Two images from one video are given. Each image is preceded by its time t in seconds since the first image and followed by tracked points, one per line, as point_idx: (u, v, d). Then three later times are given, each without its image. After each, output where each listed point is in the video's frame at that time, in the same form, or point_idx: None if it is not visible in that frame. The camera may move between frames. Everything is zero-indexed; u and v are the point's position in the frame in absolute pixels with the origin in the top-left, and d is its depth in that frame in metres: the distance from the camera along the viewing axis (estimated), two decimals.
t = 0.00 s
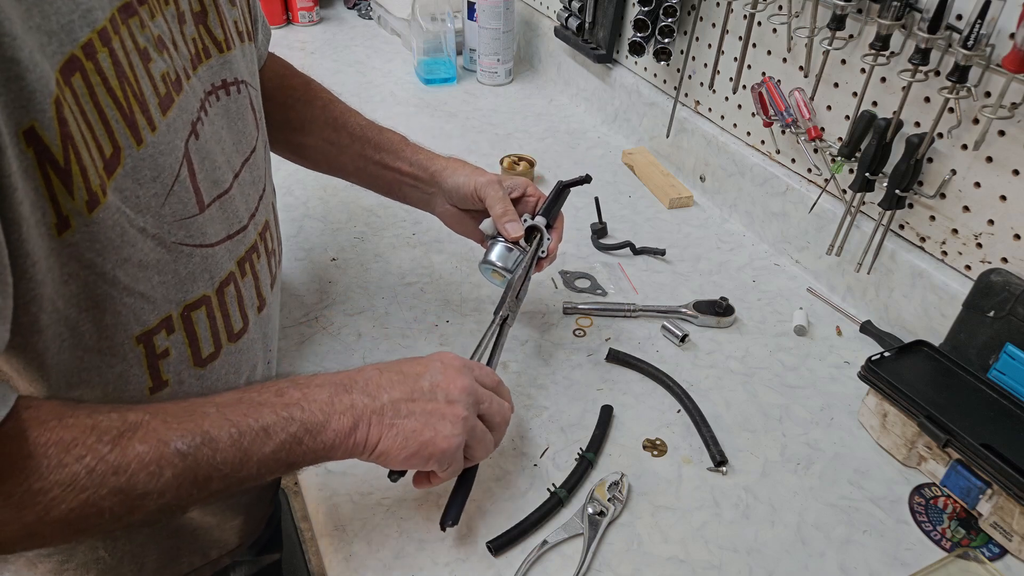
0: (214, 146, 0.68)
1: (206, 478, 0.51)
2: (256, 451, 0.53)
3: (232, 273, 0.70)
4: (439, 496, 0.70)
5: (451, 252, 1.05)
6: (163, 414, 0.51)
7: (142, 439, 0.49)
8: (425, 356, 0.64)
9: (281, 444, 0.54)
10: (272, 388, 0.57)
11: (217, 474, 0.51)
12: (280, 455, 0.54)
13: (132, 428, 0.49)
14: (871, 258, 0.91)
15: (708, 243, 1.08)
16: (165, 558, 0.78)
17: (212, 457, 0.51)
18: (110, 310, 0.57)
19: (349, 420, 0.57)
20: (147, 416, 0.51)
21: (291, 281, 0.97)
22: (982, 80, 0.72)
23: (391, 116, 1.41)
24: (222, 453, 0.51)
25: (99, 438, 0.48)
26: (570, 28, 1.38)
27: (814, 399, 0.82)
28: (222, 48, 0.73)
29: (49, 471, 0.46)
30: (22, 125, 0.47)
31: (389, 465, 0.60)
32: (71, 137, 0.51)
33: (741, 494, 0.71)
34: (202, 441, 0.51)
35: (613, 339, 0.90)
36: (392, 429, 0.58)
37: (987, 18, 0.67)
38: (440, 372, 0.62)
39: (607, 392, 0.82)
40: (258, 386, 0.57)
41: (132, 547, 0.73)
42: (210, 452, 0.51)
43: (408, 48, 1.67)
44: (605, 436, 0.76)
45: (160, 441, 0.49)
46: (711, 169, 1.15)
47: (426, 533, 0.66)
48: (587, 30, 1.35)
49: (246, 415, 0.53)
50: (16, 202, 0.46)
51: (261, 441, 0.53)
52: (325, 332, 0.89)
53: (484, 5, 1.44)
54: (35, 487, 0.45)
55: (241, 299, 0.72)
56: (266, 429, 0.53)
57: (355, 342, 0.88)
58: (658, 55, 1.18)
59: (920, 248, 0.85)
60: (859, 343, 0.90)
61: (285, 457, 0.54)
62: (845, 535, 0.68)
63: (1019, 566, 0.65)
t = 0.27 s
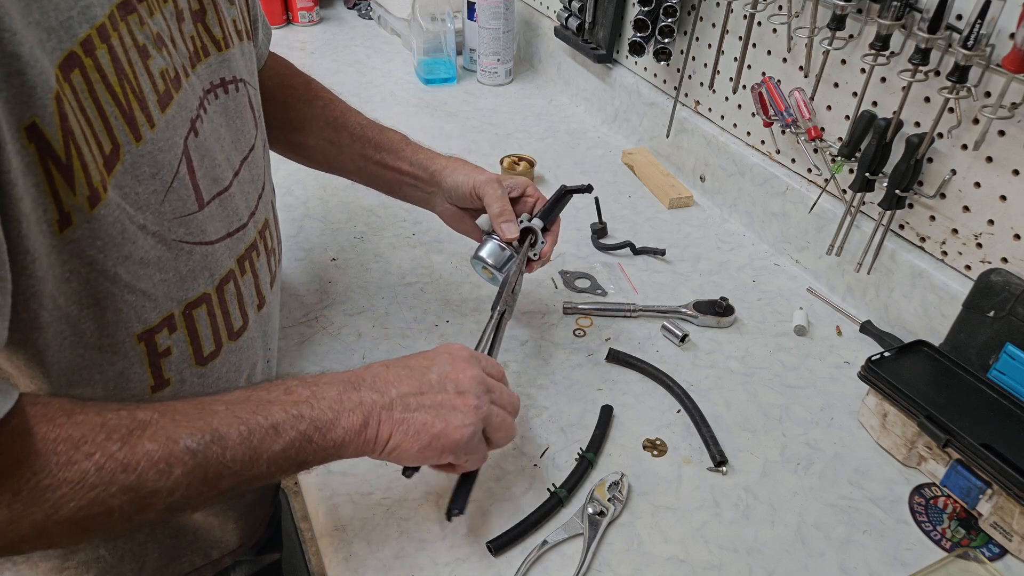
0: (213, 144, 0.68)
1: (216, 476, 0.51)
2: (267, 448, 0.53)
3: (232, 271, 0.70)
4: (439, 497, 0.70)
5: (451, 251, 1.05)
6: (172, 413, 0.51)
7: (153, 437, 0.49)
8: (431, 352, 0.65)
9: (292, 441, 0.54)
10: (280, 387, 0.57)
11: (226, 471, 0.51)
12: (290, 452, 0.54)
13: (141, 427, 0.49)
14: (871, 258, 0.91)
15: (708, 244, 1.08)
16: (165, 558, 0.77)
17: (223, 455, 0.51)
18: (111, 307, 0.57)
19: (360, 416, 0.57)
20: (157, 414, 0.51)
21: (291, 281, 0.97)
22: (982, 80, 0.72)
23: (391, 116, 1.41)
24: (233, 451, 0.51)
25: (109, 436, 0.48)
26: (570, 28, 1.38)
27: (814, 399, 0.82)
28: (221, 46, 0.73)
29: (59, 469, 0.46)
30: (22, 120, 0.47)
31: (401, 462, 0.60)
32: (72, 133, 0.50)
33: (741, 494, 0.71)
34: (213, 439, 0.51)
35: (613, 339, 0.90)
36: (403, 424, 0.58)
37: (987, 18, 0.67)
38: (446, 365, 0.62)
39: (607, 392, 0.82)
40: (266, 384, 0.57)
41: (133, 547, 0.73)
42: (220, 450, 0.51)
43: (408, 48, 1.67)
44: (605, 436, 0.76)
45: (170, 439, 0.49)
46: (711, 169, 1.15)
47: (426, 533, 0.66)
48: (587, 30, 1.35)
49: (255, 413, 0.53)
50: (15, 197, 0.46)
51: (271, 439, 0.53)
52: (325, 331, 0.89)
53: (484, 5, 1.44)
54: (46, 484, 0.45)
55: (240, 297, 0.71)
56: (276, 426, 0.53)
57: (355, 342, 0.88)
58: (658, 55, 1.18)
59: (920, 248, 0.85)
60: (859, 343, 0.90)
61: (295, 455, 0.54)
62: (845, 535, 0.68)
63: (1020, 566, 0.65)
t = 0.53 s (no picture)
0: (214, 143, 0.68)
1: (219, 466, 0.51)
2: (269, 440, 0.53)
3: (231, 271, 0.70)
4: (439, 496, 0.70)
5: (451, 251, 1.05)
6: (177, 402, 0.51)
7: (158, 427, 0.49)
8: (425, 351, 0.65)
9: (290, 434, 0.54)
10: (279, 376, 0.57)
11: (229, 463, 0.51)
12: (290, 443, 0.54)
13: (147, 417, 0.49)
14: (871, 258, 0.91)
15: (708, 244, 1.08)
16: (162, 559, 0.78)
17: (227, 446, 0.51)
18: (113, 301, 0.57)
19: (354, 411, 0.57)
20: (162, 403, 0.50)
21: (290, 281, 0.97)
22: (982, 80, 0.72)
23: (391, 116, 1.41)
24: (237, 442, 0.51)
25: (115, 425, 0.48)
26: (570, 28, 1.38)
27: (814, 399, 0.82)
28: (221, 47, 0.72)
29: (68, 458, 0.46)
30: (29, 114, 0.47)
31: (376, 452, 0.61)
32: (78, 127, 0.51)
33: (741, 494, 0.71)
34: (218, 430, 0.51)
35: (613, 339, 0.90)
36: (392, 425, 0.59)
37: (987, 18, 0.67)
38: (439, 372, 0.63)
39: (607, 392, 0.82)
40: (268, 373, 0.57)
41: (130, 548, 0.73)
42: (225, 440, 0.51)
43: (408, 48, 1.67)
44: (605, 436, 0.76)
45: (176, 430, 0.49)
46: (711, 169, 1.15)
47: (426, 533, 0.66)
48: (587, 30, 1.35)
49: (258, 405, 0.53)
50: (21, 187, 0.46)
51: (272, 431, 0.53)
52: (325, 331, 0.89)
53: (484, 5, 1.44)
54: (54, 473, 0.45)
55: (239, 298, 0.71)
56: (277, 419, 0.53)
57: (355, 342, 0.88)
58: (658, 55, 1.18)
59: (920, 248, 0.85)
60: (859, 343, 0.90)
61: (293, 446, 0.54)
62: (845, 536, 0.67)
63: (1020, 566, 0.65)
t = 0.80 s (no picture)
0: (216, 140, 0.68)
1: (209, 437, 0.56)
2: (251, 416, 0.57)
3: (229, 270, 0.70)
4: (439, 497, 0.70)
5: (451, 251, 1.05)
6: (177, 377, 0.55)
7: (158, 400, 0.53)
8: (393, 334, 0.69)
9: (270, 411, 0.59)
10: (263, 356, 0.60)
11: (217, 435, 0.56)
12: (271, 419, 0.59)
13: (149, 389, 0.54)
14: (871, 258, 0.91)
15: (708, 244, 1.08)
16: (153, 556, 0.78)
17: (216, 420, 0.55)
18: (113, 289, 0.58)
19: (327, 394, 0.61)
20: (163, 377, 0.55)
21: (290, 281, 0.97)
22: (982, 80, 0.72)
23: (391, 116, 1.41)
24: (227, 417, 0.56)
25: (122, 396, 0.52)
26: (570, 28, 1.38)
27: (814, 399, 0.82)
28: (220, 49, 0.72)
29: (84, 423, 0.51)
30: (31, 96, 0.48)
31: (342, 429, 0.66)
32: (81, 113, 0.51)
33: (741, 494, 0.71)
34: (211, 405, 0.55)
35: (613, 339, 0.90)
36: (360, 408, 0.64)
37: (987, 18, 0.67)
38: (410, 356, 0.67)
39: (607, 392, 0.82)
40: (256, 351, 0.61)
41: (119, 544, 0.74)
42: (216, 415, 0.55)
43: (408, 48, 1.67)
44: (605, 436, 0.76)
45: (172, 403, 0.54)
46: (711, 169, 1.15)
47: (426, 533, 0.66)
48: (587, 30, 1.35)
49: (246, 385, 0.57)
50: (26, 166, 0.47)
51: (255, 408, 0.57)
52: (324, 331, 0.89)
53: (484, 5, 1.44)
54: (65, 436, 0.50)
55: (234, 297, 0.72)
56: (261, 397, 0.58)
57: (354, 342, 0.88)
58: (658, 55, 1.18)
59: (920, 248, 0.85)
60: (859, 343, 0.90)
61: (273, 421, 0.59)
62: (845, 536, 0.67)
63: (1020, 566, 0.65)
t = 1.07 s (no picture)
0: (219, 136, 0.69)
1: (233, 400, 0.60)
2: (272, 384, 0.61)
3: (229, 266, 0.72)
4: (439, 496, 0.70)
5: (451, 251, 1.05)
6: (209, 344, 0.59)
7: (192, 363, 0.58)
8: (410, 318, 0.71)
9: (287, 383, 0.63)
10: (284, 330, 0.64)
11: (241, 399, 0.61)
12: (290, 387, 0.63)
13: (184, 353, 0.58)
14: (871, 258, 0.91)
15: (707, 244, 1.08)
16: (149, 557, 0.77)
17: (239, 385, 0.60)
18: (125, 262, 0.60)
19: (341, 369, 0.65)
20: (195, 343, 0.59)
21: (290, 280, 0.97)
22: (982, 80, 0.72)
23: (391, 116, 1.41)
24: (251, 383, 0.60)
25: (160, 359, 0.57)
26: (570, 28, 1.38)
27: (814, 399, 0.82)
28: (219, 49, 0.71)
29: (125, 380, 0.55)
30: (57, 74, 0.49)
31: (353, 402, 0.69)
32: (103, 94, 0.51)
33: (741, 494, 0.71)
34: (238, 372, 0.59)
35: (613, 339, 0.90)
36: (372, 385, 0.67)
37: (987, 18, 0.67)
38: (422, 340, 0.69)
39: (607, 392, 0.82)
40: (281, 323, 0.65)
41: (119, 536, 0.73)
42: (241, 381, 0.60)
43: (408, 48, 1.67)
44: (605, 436, 0.76)
45: (203, 367, 0.58)
46: (711, 170, 1.15)
47: (426, 533, 0.66)
48: (587, 30, 1.35)
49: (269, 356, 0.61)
50: (57, 138, 0.48)
51: (275, 377, 0.61)
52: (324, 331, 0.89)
53: (484, 5, 1.44)
54: (109, 391, 0.55)
55: (233, 291, 0.73)
56: (282, 368, 0.62)
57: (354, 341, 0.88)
58: (658, 55, 1.18)
59: (920, 248, 0.85)
60: (859, 343, 0.90)
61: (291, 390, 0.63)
62: (845, 536, 0.67)
63: (1020, 566, 0.65)
